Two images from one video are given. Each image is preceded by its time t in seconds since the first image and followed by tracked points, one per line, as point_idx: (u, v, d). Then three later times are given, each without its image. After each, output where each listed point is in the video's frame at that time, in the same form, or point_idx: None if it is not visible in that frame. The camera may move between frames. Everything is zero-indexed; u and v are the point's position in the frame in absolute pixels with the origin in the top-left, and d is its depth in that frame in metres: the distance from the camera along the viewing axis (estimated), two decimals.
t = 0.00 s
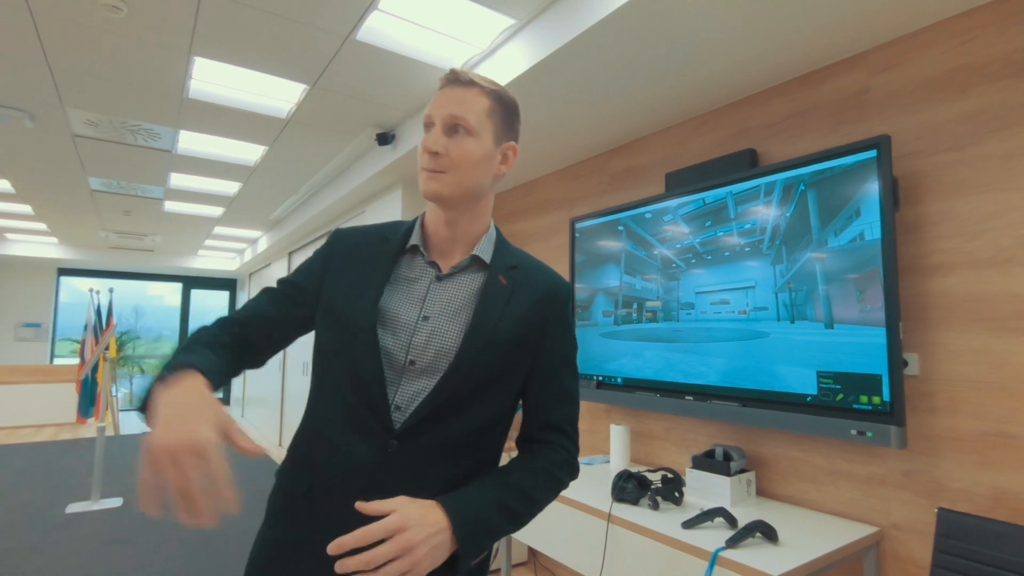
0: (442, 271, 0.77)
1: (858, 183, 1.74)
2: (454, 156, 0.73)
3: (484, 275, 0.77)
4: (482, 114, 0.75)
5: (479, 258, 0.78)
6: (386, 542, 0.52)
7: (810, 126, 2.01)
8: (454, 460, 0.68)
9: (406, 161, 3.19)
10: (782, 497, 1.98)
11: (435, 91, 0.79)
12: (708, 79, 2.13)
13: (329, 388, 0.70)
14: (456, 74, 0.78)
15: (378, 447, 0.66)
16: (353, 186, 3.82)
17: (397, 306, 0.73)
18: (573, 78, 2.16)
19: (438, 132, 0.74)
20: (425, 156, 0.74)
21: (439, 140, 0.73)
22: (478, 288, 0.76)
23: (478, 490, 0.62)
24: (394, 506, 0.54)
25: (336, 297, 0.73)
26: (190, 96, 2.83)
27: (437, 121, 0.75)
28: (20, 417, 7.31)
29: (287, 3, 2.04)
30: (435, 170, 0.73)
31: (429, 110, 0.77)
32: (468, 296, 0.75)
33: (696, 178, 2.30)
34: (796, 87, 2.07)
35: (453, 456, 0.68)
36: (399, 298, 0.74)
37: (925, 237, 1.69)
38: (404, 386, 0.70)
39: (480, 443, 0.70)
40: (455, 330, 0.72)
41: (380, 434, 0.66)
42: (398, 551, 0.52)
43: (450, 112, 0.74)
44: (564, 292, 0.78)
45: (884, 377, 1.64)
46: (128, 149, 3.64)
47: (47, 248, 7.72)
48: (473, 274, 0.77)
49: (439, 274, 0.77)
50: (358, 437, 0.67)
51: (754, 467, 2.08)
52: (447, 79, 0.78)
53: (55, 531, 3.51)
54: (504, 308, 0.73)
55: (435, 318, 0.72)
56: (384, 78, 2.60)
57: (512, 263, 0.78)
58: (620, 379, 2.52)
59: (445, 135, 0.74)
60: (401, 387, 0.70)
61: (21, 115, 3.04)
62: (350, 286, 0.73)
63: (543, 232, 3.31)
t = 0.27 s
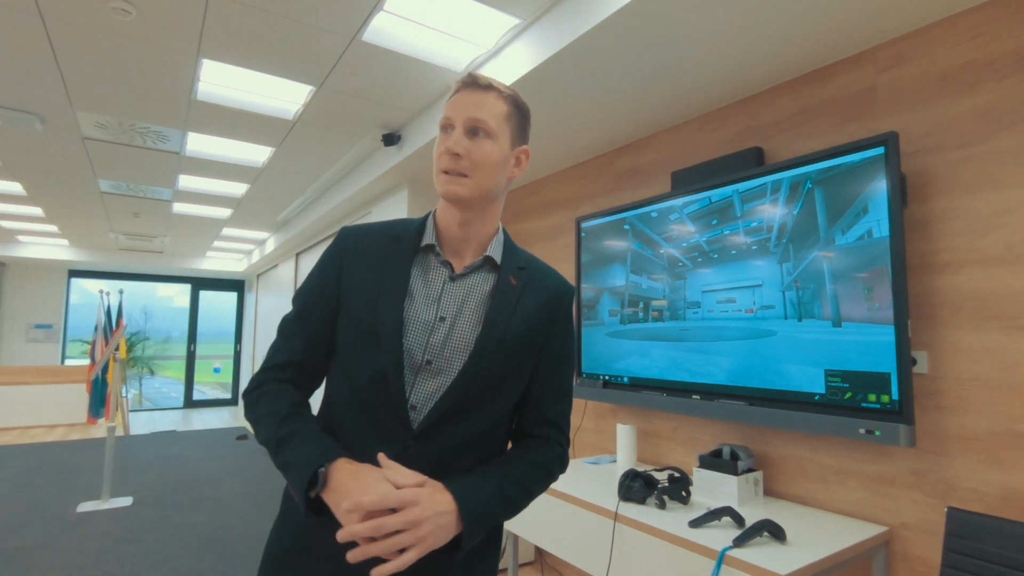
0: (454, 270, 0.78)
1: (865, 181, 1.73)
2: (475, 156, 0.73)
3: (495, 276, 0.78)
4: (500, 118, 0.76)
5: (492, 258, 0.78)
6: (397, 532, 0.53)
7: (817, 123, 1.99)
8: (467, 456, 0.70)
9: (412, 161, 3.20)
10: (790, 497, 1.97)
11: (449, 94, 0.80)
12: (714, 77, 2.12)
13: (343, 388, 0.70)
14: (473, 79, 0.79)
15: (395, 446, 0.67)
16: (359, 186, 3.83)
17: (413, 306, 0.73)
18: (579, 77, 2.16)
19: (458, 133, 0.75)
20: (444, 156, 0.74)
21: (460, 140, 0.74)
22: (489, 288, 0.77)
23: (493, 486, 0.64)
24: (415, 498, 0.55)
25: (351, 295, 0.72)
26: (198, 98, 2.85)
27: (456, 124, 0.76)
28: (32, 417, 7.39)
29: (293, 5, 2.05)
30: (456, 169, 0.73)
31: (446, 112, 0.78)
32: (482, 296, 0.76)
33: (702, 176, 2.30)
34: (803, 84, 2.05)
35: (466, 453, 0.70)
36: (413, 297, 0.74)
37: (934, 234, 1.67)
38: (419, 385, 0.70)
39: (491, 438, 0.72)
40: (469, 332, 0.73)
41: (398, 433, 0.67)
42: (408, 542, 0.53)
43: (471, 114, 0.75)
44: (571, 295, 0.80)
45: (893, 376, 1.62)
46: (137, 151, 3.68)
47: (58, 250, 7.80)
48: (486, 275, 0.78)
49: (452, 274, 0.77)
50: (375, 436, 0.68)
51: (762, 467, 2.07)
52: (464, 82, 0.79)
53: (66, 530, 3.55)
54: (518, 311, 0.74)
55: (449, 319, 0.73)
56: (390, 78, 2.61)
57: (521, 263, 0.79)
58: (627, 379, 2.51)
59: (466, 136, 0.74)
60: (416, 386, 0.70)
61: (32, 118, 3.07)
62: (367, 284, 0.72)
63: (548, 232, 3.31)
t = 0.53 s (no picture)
0: (463, 264, 0.78)
1: (876, 175, 1.71)
2: (489, 155, 0.74)
3: (502, 271, 0.79)
4: (511, 117, 0.77)
5: (500, 253, 0.79)
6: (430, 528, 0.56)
7: (827, 117, 1.98)
8: (480, 445, 0.73)
9: (420, 158, 3.21)
10: (799, 493, 1.96)
11: (458, 91, 0.80)
12: (723, 71, 2.11)
13: (355, 382, 0.70)
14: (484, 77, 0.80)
15: (414, 438, 0.68)
16: (368, 184, 3.85)
17: (427, 301, 0.73)
18: (586, 72, 2.16)
19: (471, 132, 0.75)
20: (457, 154, 0.74)
21: (473, 139, 0.74)
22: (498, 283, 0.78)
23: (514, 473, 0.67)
24: (445, 495, 0.58)
25: (360, 290, 0.70)
26: (209, 97, 2.87)
27: (468, 122, 0.76)
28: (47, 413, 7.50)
29: (301, 3, 2.06)
30: (469, 168, 0.74)
31: (456, 109, 0.78)
32: (492, 292, 0.77)
33: (711, 171, 2.29)
34: (813, 78, 2.04)
35: (479, 443, 0.72)
36: (426, 293, 0.74)
37: (945, 228, 1.66)
38: (434, 379, 0.71)
39: (502, 427, 0.75)
40: (483, 326, 0.74)
41: (416, 426, 0.69)
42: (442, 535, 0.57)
43: (484, 113, 0.76)
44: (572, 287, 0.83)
45: (903, 371, 1.62)
46: (149, 150, 3.71)
47: (72, 248, 7.90)
48: (493, 270, 0.79)
49: (462, 269, 0.78)
50: (391, 429, 0.69)
51: (771, 463, 2.06)
52: (474, 80, 0.79)
53: (82, 523, 3.61)
54: (529, 306, 0.76)
55: (463, 314, 0.74)
56: (398, 75, 2.61)
57: (525, 257, 0.80)
58: (635, 375, 2.51)
59: (479, 135, 0.75)
60: (431, 380, 0.71)
61: (46, 118, 3.11)
62: (378, 280, 0.71)
63: (556, 228, 3.31)
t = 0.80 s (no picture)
0: (470, 261, 0.79)
1: (886, 173, 1.70)
2: (499, 152, 0.75)
3: (509, 269, 0.81)
4: (520, 116, 0.79)
5: (507, 250, 0.80)
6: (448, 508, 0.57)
7: (836, 115, 1.97)
8: (485, 437, 0.74)
9: (428, 157, 3.23)
10: (806, 492, 1.96)
11: (468, 88, 0.81)
12: (731, 69, 2.11)
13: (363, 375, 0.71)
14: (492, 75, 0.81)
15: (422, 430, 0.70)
16: (375, 182, 3.86)
17: (436, 295, 0.74)
18: (594, 70, 2.16)
19: (482, 129, 0.76)
20: (468, 150, 0.75)
21: (484, 136, 0.75)
22: (504, 280, 0.79)
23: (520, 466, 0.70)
24: (464, 479, 0.59)
25: (371, 284, 0.71)
26: (219, 95, 2.89)
27: (478, 119, 0.77)
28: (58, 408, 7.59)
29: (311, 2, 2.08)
30: (480, 163, 0.74)
31: (467, 106, 0.79)
32: (499, 289, 0.78)
33: (718, 170, 2.28)
34: (822, 76, 2.03)
35: (484, 435, 0.74)
36: (435, 288, 0.74)
37: (955, 227, 1.65)
38: (443, 373, 0.72)
39: (505, 421, 0.77)
40: (492, 321, 0.75)
41: (425, 419, 0.70)
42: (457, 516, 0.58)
43: (494, 111, 0.77)
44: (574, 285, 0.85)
45: (912, 370, 1.61)
46: (159, 148, 3.75)
47: (82, 245, 7.98)
48: (499, 266, 0.80)
49: (470, 266, 0.78)
50: (399, 421, 0.70)
51: (777, 461, 2.06)
52: (483, 78, 0.80)
53: (93, 517, 3.66)
54: (535, 303, 0.77)
55: (472, 309, 0.75)
56: (406, 74, 2.62)
57: (530, 254, 0.82)
58: (642, 373, 2.52)
59: (490, 131, 0.76)
60: (440, 374, 0.72)
61: (58, 116, 3.15)
62: (388, 274, 0.72)
63: (563, 226, 3.32)
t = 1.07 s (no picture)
0: (474, 262, 0.80)
1: (894, 175, 1.71)
2: (505, 153, 0.76)
3: (512, 270, 0.82)
4: (525, 118, 0.79)
5: (509, 251, 0.81)
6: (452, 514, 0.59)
7: (844, 117, 1.98)
8: (490, 437, 0.76)
9: (434, 156, 3.24)
10: (810, 493, 1.97)
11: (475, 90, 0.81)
12: (739, 70, 2.11)
13: (371, 378, 0.72)
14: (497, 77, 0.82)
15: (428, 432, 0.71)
16: (381, 180, 3.88)
17: (441, 298, 0.75)
18: (602, 71, 2.16)
19: (488, 130, 0.77)
20: (474, 150, 0.75)
21: (491, 137, 0.76)
22: (507, 281, 0.80)
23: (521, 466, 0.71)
24: (465, 481, 0.60)
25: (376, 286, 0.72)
26: (227, 94, 2.91)
27: (484, 120, 0.78)
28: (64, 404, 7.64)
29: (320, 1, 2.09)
30: (486, 164, 0.75)
31: (473, 108, 0.79)
32: (502, 291, 0.79)
33: (725, 171, 2.29)
34: (830, 78, 2.03)
35: (489, 435, 0.75)
36: (440, 291, 0.75)
37: (963, 230, 1.65)
38: (449, 375, 0.73)
39: (508, 420, 0.78)
40: (495, 323, 0.76)
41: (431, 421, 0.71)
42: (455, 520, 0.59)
43: (500, 113, 0.77)
44: (575, 285, 0.86)
45: (918, 373, 1.61)
46: (167, 145, 3.76)
47: (89, 242, 8.02)
48: (502, 267, 0.81)
49: (473, 268, 0.79)
50: (405, 423, 0.71)
51: (782, 462, 2.07)
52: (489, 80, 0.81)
53: (100, 513, 3.68)
54: (538, 304, 0.78)
55: (476, 312, 0.76)
56: (414, 73, 2.63)
57: (532, 256, 0.83)
58: (647, 373, 2.52)
59: (496, 133, 0.77)
60: (445, 376, 0.73)
61: (68, 114, 3.17)
62: (394, 278, 0.73)
63: (569, 226, 3.32)
